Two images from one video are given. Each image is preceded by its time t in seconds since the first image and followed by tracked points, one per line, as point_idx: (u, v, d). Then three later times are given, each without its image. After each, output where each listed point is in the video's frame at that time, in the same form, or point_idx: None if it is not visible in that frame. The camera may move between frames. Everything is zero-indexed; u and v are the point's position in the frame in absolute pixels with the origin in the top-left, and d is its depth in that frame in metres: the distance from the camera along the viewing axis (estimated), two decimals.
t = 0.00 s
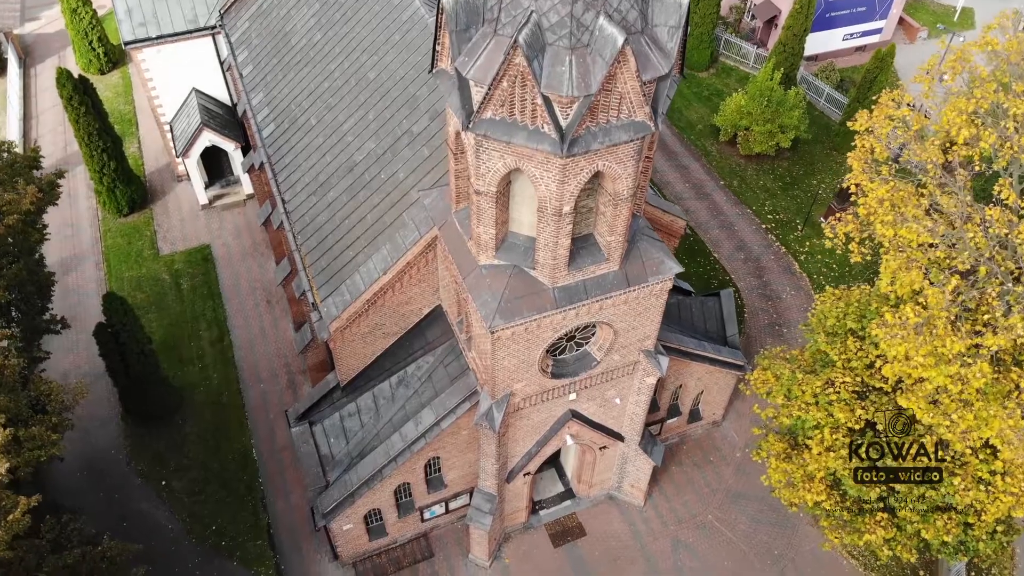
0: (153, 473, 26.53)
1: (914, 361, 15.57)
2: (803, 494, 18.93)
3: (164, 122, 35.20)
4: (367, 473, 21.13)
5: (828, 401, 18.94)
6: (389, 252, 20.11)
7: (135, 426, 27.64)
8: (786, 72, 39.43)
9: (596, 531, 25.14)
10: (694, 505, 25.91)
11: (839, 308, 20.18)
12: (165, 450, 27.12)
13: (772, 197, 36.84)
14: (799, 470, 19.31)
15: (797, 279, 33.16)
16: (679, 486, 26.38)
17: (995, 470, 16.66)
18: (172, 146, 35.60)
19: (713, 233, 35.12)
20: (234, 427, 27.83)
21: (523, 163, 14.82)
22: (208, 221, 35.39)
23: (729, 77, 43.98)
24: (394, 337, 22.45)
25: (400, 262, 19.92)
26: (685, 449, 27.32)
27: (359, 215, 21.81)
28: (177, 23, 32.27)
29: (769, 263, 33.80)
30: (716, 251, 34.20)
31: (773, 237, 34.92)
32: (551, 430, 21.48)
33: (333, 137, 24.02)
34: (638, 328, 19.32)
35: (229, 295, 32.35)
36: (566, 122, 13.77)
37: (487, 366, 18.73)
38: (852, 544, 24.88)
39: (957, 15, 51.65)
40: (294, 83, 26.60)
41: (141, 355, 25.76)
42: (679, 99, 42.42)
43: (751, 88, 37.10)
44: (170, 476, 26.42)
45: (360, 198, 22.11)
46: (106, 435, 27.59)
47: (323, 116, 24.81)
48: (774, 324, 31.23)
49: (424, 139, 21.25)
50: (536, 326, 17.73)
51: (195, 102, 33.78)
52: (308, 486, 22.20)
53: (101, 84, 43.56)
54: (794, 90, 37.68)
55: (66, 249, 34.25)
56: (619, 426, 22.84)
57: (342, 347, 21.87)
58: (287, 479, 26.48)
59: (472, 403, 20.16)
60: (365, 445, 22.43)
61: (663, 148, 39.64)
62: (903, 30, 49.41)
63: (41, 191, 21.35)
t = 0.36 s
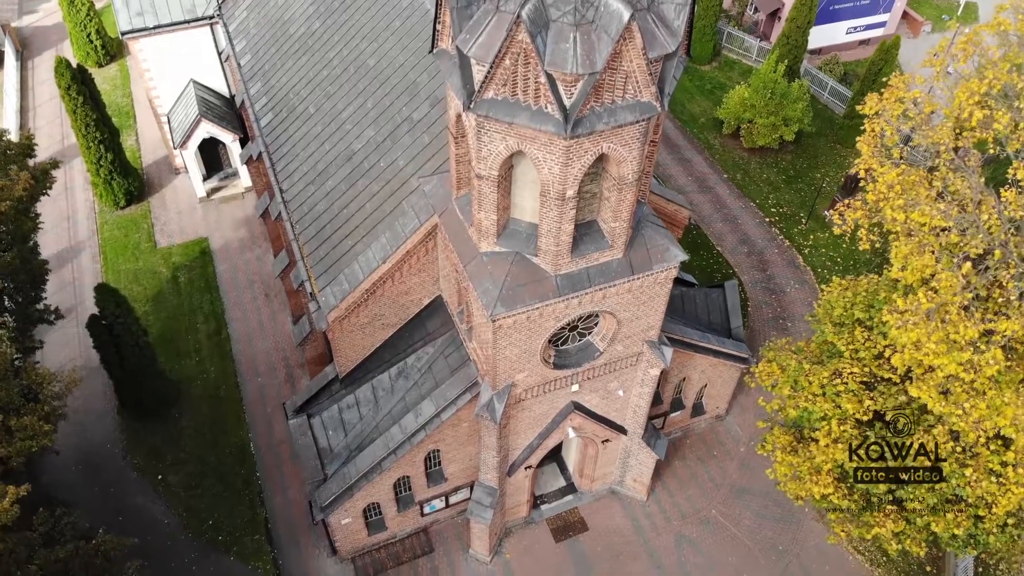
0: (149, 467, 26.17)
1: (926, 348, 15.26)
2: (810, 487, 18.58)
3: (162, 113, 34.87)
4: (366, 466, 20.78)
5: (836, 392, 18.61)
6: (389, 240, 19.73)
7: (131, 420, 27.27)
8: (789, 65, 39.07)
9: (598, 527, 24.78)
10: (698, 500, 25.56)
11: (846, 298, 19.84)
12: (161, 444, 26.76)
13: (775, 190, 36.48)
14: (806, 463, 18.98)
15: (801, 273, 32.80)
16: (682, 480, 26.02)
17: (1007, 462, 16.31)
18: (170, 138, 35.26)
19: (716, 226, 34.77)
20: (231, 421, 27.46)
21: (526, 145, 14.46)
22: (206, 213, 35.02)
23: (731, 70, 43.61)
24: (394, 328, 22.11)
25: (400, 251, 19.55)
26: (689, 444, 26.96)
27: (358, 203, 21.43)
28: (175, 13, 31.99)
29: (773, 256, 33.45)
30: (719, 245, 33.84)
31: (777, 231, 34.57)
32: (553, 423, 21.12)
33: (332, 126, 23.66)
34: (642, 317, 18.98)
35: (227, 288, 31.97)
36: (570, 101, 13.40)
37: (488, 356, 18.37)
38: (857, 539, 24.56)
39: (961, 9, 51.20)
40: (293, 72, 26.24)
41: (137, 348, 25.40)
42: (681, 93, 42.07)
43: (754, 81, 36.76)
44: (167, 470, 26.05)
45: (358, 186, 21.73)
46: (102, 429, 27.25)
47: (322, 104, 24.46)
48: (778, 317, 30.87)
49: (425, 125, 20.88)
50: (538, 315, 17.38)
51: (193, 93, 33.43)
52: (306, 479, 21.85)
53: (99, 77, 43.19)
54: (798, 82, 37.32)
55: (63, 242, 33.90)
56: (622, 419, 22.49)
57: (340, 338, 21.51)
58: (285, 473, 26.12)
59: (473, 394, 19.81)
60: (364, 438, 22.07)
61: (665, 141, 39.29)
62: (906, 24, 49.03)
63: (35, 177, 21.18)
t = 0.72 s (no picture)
0: (145, 461, 25.80)
1: (938, 335, 14.94)
2: (817, 480, 18.24)
3: (159, 105, 34.51)
4: (364, 459, 20.42)
5: (843, 383, 18.28)
6: (387, 229, 19.35)
7: (127, 414, 26.92)
8: (792, 58, 38.79)
9: (601, 522, 24.40)
10: (701, 495, 25.18)
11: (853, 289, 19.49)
12: (157, 438, 26.39)
13: (779, 184, 36.10)
14: (813, 456, 18.64)
15: (805, 267, 32.42)
16: (685, 476, 25.64)
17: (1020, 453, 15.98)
18: (167, 130, 34.90)
19: (719, 220, 34.41)
20: (228, 415, 27.09)
21: (527, 128, 14.09)
22: (203, 206, 34.64)
23: (734, 64, 43.21)
24: (392, 320, 21.76)
25: (399, 240, 19.17)
26: (692, 438, 26.58)
27: (355, 192, 21.05)
28: (172, 3, 31.53)
29: (777, 250, 33.07)
30: (723, 239, 33.48)
31: (781, 224, 34.20)
32: (555, 415, 20.75)
33: (330, 115, 23.29)
34: (646, 307, 18.61)
35: (224, 281, 31.59)
36: (573, 81, 13.04)
37: (489, 347, 18.02)
38: (864, 535, 24.18)
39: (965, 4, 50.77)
40: (291, 61, 25.90)
41: (133, 340, 25.03)
42: (684, 86, 41.68)
43: (757, 73, 36.47)
44: (162, 465, 25.69)
45: (356, 175, 21.35)
46: (97, 423, 26.88)
47: (320, 94, 24.09)
48: (782, 311, 30.50)
49: (424, 113, 20.51)
50: (540, 304, 17.01)
51: (190, 84, 33.06)
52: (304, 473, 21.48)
53: (96, 70, 42.80)
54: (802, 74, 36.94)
55: (59, 235, 33.56)
56: (625, 412, 22.12)
57: (338, 330, 21.14)
58: (282, 468, 25.75)
59: (473, 385, 19.44)
60: (362, 431, 21.70)
61: (668, 135, 38.93)
62: (910, 18, 48.61)
63: (28, 165, 20.84)
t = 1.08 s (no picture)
0: (140, 455, 25.43)
1: (951, 319, 14.90)
2: (824, 472, 17.92)
3: (154, 96, 34.16)
4: (362, 452, 20.06)
5: (850, 372, 17.97)
6: (385, 217, 18.95)
7: (121, 407, 26.53)
8: (795, 50, 38.42)
9: (602, 517, 24.02)
10: (704, 490, 24.80)
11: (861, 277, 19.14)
12: (153, 431, 26.01)
13: (782, 176, 35.73)
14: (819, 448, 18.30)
15: (808, 260, 32.03)
16: (688, 470, 25.27)
17: None
18: (163, 121, 34.54)
19: (722, 212, 34.04)
20: (224, 409, 26.70)
21: (528, 108, 13.71)
22: (200, 198, 34.26)
23: (736, 56, 42.80)
24: (391, 310, 21.40)
25: (397, 228, 18.81)
26: (695, 432, 26.20)
27: (353, 180, 20.67)
28: None
29: (780, 243, 32.70)
30: (725, 231, 33.13)
31: (784, 217, 33.81)
32: (556, 407, 20.37)
33: (327, 102, 22.91)
34: (649, 296, 18.23)
35: (221, 274, 31.20)
36: (576, 58, 12.70)
37: (488, 336, 17.66)
38: (870, 530, 23.84)
39: None
40: (288, 49, 25.53)
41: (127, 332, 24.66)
42: (686, 79, 41.30)
43: (761, 64, 36.12)
44: (157, 458, 25.32)
45: (353, 163, 20.97)
46: (92, 416, 26.51)
47: (317, 81, 23.71)
48: (785, 304, 30.13)
49: (423, 98, 20.12)
50: (541, 291, 16.63)
51: (186, 75, 32.70)
52: (300, 465, 21.12)
53: (93, 63, 42.41)
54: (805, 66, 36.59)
55: (54, 227, 33.21)
56: (627, 404, 21.76)
57: (335, 320, 20.77)
58: (279, 461, 25.36)
59: (473, 376, 19.06)
60: (359, 423, 21.32)
61: (669, 127, 38.57)
62: (913, 11, 48.16)
63: (20, 152, 20.47)
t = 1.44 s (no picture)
0: (135, 448, 25.11)
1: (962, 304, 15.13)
2: (831, 463, 17.64)
3: (151, 88, 33.83)
4: (360, 443, 19.75)
5: (857, 363, 17.69)
6: (383, 204, 18.60)
7: (117, 400, 26.21)
8: (797, 43, 38.07)
9: (604, 511, 23.71)
10: (707, 484, 24.48)
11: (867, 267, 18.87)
12: (148, 425, 25.69)
13: (785, 170, 35.40)
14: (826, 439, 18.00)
15: (811, 253, 31.71)
16: (690, 464, 24.95)
17: None
18: (160, 113, 34.20)
19: (725, 206, 33.75)
20: (221, 402, 26.38)
21: (530, 88, 13.39)
22: (197, 191, 33.93)
23: (738, 50, 42.47)
24: (390, 301, 21.10)
25: (395, 216, 18.47)
26: (697, 426, 25.89)
27: (350, 168, 20.33)
28: None
29: (783, 236, 32.38)
30: (728, 225, 32.85)
31: (787, 211, 33.50)
32: (558, 399, 20.05)
33: (325, 90, 22.57)
34: (652, 285, 17.91)
35: (218, 266, 30.87)
36: (579, 35, 12.42)
37: (488, 325, 17.34)
38: (874, 525, 23.56)
39: None
40: (285, 38, 25.22)
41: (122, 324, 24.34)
42: (687, 72, 40.99)
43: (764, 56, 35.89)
44: (152, 452, 25.00)
45: (351, 150, 20.63)
46: (86, 409, 26.17)
47: (315, 69, 23.39)
48: (788, 298, 29.81)
49: (421, 85, 19.82)
50: (542, 279, 16.29)
51: (183, 66, 32.36)
52: (297, 458, 20.77)
53: (90, 56, 42.06)
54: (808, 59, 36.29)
55: (49, 220, 32.89)
56: (629, 396, 21.45)
57: (332, 310, 20.41)
58: (276, 455, 25.04)
59: (473, 366, 18.73)
60: (357, 415, 20.97)
61: (671, 121, 38.27)
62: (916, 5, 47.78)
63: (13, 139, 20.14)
